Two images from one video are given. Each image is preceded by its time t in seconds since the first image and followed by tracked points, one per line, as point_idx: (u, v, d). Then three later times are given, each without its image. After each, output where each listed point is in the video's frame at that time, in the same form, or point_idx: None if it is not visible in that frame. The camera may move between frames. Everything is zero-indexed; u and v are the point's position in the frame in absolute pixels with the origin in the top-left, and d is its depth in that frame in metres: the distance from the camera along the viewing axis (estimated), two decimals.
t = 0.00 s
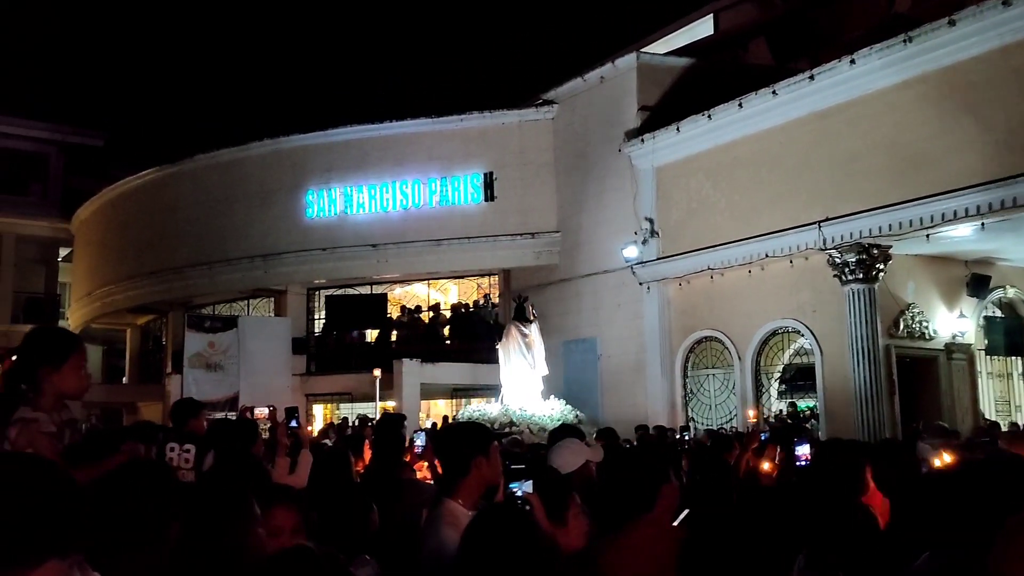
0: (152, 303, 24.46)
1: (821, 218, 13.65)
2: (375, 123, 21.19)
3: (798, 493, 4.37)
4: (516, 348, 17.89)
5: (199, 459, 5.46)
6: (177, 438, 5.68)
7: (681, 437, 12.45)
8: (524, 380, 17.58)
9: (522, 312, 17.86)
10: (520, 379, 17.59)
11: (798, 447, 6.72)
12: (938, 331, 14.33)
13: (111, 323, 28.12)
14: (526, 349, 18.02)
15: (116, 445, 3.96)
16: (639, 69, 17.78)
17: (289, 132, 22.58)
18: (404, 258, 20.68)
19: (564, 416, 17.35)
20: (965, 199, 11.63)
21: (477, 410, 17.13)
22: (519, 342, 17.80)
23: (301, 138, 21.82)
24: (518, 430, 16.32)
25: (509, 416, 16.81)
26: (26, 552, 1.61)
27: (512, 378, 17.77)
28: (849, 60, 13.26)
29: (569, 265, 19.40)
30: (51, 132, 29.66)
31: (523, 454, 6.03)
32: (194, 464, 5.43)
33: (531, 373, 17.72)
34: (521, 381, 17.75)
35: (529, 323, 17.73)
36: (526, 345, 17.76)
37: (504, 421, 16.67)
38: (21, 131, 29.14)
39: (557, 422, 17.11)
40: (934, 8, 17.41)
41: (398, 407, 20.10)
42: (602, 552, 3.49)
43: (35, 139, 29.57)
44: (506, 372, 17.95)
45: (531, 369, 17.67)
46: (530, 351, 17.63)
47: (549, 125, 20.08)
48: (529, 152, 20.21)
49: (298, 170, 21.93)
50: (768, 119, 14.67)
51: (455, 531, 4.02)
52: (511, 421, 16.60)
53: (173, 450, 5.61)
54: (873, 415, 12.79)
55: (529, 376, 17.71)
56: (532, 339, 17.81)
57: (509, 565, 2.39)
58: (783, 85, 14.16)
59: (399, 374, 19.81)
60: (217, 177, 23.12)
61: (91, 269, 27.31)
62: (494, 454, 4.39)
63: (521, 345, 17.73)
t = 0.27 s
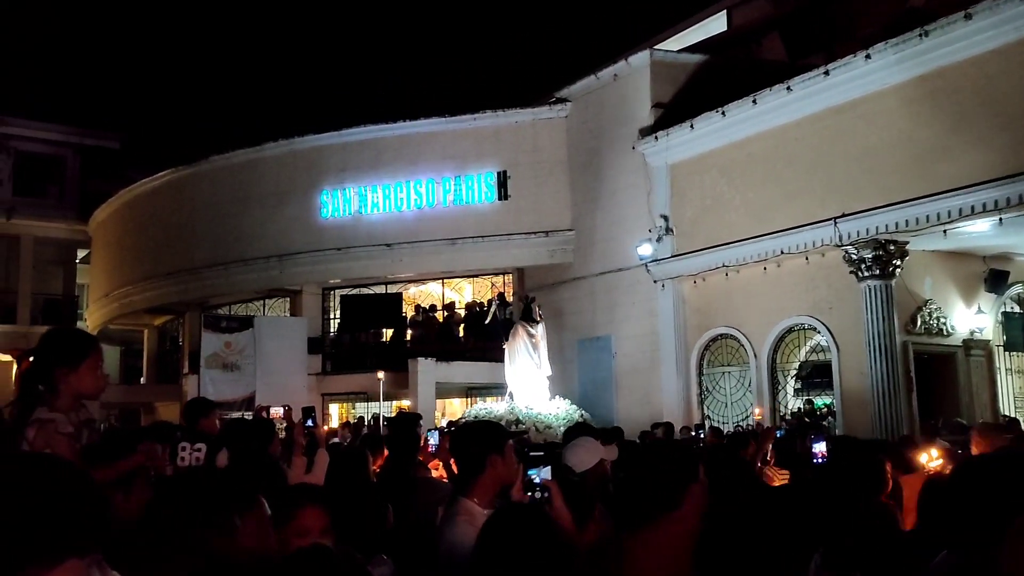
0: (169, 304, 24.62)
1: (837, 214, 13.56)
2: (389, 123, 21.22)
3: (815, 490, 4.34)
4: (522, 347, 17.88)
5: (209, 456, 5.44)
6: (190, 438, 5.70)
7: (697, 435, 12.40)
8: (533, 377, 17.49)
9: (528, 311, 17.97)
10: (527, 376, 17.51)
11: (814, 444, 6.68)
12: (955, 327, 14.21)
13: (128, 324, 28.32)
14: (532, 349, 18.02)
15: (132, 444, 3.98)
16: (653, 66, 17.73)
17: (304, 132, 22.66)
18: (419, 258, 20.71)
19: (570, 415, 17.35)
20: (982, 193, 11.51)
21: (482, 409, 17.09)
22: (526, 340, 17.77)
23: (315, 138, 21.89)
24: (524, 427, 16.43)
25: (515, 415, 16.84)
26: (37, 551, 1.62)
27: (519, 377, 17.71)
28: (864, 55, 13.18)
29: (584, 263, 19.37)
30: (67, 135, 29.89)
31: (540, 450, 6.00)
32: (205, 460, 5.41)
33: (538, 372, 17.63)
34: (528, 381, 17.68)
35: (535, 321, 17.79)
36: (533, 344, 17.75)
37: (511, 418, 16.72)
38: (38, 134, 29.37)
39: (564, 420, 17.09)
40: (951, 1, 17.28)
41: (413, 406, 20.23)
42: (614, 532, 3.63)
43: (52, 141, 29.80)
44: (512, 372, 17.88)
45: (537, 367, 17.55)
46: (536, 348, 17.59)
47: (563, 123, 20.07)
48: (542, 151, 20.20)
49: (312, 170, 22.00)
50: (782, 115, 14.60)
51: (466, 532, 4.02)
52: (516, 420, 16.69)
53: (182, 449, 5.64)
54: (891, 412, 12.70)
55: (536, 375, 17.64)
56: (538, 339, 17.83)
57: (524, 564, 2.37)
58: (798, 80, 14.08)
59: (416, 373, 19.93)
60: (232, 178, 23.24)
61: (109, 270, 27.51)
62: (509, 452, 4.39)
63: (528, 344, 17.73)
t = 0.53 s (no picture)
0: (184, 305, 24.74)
1: (853, 211, 13.49)
2: (401, 123, 21.25)
3: (832, 488, 4.31)
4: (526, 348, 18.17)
5: (215, 461, 5.40)
6: (205, 438, 5.72)
7: (711, 434, 12.35)
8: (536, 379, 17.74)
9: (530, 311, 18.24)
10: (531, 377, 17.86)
11: (831, 442, 6.66)
12: (973, 324, 14.11)
13: (144, 325, 28.48)
14: (535, 349, 18.27)
15: (148, 444, 4.01)
16: (666, 63, 17.68)
17: (317, 133, 22.72)
18: (432, 257, 20.73)
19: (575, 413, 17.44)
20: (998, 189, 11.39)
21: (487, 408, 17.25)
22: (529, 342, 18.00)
23: (328, 139, 21.96)
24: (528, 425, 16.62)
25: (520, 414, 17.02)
26: (60, 551, 1.65)
27: (523, 378, 18.00)
28: (878, 50, 13.11)
29: (597, 261, 19.35)
30: (83, 137, 30.09)
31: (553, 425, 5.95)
32: (215, 462, 5.42)
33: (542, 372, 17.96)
34: (532, 381, 17.94)
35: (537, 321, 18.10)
36: (537, 344, 17.97)
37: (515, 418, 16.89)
38: (54, 137, 29.58)
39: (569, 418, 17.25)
40: None
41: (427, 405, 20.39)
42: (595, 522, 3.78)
43: (67, 144, 30.01)
44: (516, 372, 18.13)
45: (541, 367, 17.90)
46: (539, 348, 17.90)
47: (575, 122, 20.05)
48: (555, 149, 20.18)
49: (325, 171, 22.07)
50: (796, 112, 14.54)
51: (480, 531, 4.04)
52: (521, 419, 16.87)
53: (198, 450, 5.57)
54: (908, 409, 12.62)
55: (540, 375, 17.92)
56: (541, 339, 18.10)
57: (539, 566, 2.36)
58: (812, 77, 14.02)
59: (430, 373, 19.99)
60: (245, 179, 23.34)
61: (124, 271, 27.67)
62: (525, 450, 4.42)
63: (531, 344, 17.97)
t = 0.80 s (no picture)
0: (198, 305, 24.84)
1: (867, 207, 13.41)
2: (412, 122, 21.27)
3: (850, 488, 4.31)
4: (530, 348, 17.99)
5: (226, 461, 5.43)
6: (218, 438, 5.74)
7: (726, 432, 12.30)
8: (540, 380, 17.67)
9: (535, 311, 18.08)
10: (534, 379, 17.77)
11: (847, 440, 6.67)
12: (988, 321, 14.02)
13: (158, 326, 28.61)
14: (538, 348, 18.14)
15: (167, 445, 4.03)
16: (677, 61, 17.63)
17: (329, 133, 22.77)
18: (444, 257, 20.74)
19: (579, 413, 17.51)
20: (1014, 184, 11.27)
21: (492, 408, 17.47)
22: (533, 343, 17.89)
23: (340, 139, 22.00)
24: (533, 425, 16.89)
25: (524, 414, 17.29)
26: (82, 554, 1.65)
27: (525, 378, 17.93)
28: (891, 46, 13.03)
29: (609, 259, 19.32)
30: (96, 139, 30.28)
31: (563, 393, 6.02)
32: (228, 463, 5.43)
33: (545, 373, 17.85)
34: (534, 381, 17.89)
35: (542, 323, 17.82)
36: (540, 345, 17.88)
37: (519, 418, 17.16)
38: (68, 139, 29.77)
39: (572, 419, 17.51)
40: None
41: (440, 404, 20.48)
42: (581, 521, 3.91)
43: (81, 146, 30.20)
44: (518, 372, 18.06)
45: (545, 368, 17.80)
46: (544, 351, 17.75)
47: (587, 120, 20.03)
48: (566, 148, 20.16)
49: (337, 171, 22.11)
50: (810, 108, 14.46)
51: (491, 530, 4.04)
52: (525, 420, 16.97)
53: (211, 449, 5.63)
54: (923, 407, 12.53)
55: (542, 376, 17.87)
56: (545, 339, 17.90)
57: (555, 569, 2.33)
58: (825, 73, 13.94)
59: (442, 372, 20.01)
60: (258, 180, 23.42)
61: (138, 273, 27.81)
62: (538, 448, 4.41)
63: (536, 346, 17.84)
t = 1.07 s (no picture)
0: (209, 306, 24.95)
1: (878, 205, 13.36)
2: (422, 122, 21.28)
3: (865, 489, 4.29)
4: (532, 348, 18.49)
5: (235, 460, 5.45)
6: (232, 438, 5.78)
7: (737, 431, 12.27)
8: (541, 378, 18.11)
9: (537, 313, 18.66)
10: (536, 377, 18.21)
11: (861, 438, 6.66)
12: (1001, 318, 13.95)
13: (170, 326, 28.74)
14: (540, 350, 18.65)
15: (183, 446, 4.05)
16: (687, 59, 17.60)
17: (339, 133, 22.81)
18: (454, 256, 20.76)
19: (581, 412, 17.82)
20: None
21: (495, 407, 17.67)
22: (534, 342, 18.41)
23: (350, 139, 22.04)
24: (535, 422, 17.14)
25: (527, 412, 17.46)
26: (102, 555, 1.67)
27: (527, 377, 18.34)
28: (902, 42, 12.97)
29: (619, 258, 19.31)
30: (108, 141, 30.42)
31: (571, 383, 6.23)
32: (236, 463, 5.42)
33: (547, 372, 18.30)
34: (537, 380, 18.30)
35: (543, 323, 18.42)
36: (542, 344, 18.39)
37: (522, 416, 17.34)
38: (80, 140, 29.92)
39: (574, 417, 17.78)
40: None
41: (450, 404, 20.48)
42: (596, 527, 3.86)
43: (93, 147, 30.35)
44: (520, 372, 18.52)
45: (546, 367, 18.25)
46: (545, 350, 18.25)
47: (596, 119, 20.02)
48: (576, 147, 20.14)
49: (347, 171, 22.16)
50: (820, 105, 14.42)
51: (500, 530, 4.04)
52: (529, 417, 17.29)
53: (223, 450, 5.67)
54: (936, 405, 12.47)
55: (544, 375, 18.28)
56: (547, 340, 18.45)
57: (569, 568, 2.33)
58: (835, 70, 13.90)
59: (452, 371, 20.02)
60: (268, 181, 23.49)
61: (150, 273, 27.93)
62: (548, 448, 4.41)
63: (537, 345, 18.36)
